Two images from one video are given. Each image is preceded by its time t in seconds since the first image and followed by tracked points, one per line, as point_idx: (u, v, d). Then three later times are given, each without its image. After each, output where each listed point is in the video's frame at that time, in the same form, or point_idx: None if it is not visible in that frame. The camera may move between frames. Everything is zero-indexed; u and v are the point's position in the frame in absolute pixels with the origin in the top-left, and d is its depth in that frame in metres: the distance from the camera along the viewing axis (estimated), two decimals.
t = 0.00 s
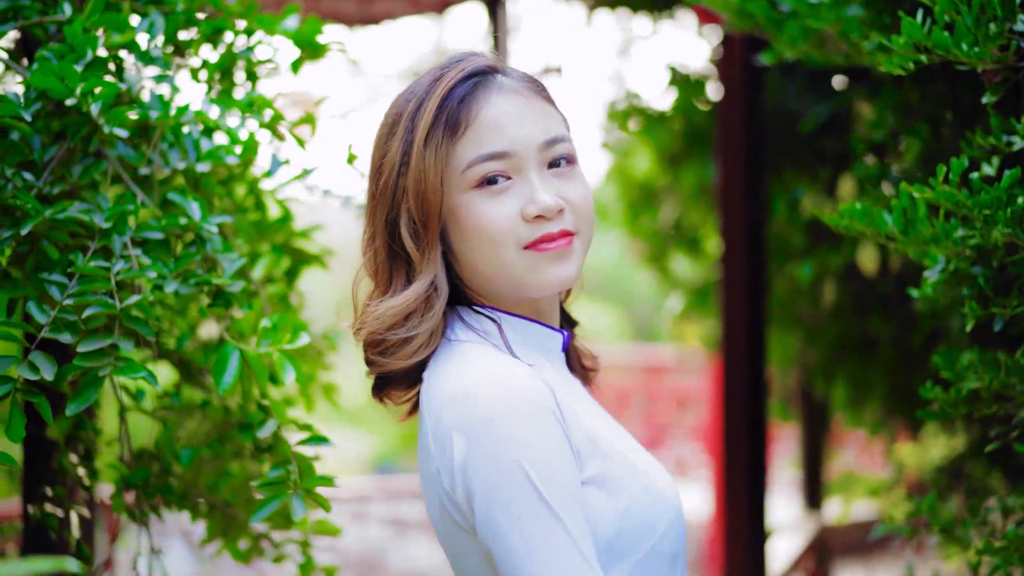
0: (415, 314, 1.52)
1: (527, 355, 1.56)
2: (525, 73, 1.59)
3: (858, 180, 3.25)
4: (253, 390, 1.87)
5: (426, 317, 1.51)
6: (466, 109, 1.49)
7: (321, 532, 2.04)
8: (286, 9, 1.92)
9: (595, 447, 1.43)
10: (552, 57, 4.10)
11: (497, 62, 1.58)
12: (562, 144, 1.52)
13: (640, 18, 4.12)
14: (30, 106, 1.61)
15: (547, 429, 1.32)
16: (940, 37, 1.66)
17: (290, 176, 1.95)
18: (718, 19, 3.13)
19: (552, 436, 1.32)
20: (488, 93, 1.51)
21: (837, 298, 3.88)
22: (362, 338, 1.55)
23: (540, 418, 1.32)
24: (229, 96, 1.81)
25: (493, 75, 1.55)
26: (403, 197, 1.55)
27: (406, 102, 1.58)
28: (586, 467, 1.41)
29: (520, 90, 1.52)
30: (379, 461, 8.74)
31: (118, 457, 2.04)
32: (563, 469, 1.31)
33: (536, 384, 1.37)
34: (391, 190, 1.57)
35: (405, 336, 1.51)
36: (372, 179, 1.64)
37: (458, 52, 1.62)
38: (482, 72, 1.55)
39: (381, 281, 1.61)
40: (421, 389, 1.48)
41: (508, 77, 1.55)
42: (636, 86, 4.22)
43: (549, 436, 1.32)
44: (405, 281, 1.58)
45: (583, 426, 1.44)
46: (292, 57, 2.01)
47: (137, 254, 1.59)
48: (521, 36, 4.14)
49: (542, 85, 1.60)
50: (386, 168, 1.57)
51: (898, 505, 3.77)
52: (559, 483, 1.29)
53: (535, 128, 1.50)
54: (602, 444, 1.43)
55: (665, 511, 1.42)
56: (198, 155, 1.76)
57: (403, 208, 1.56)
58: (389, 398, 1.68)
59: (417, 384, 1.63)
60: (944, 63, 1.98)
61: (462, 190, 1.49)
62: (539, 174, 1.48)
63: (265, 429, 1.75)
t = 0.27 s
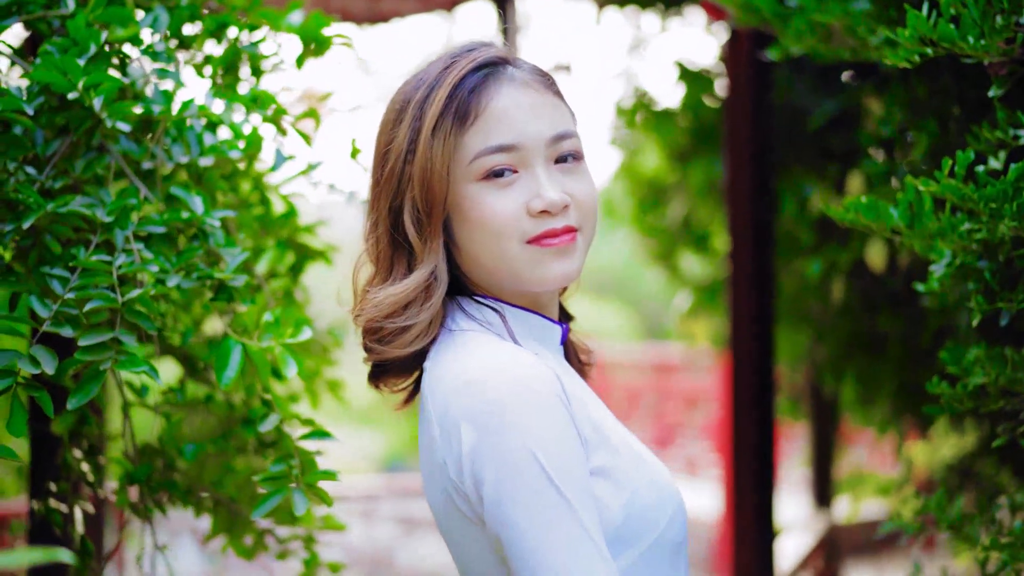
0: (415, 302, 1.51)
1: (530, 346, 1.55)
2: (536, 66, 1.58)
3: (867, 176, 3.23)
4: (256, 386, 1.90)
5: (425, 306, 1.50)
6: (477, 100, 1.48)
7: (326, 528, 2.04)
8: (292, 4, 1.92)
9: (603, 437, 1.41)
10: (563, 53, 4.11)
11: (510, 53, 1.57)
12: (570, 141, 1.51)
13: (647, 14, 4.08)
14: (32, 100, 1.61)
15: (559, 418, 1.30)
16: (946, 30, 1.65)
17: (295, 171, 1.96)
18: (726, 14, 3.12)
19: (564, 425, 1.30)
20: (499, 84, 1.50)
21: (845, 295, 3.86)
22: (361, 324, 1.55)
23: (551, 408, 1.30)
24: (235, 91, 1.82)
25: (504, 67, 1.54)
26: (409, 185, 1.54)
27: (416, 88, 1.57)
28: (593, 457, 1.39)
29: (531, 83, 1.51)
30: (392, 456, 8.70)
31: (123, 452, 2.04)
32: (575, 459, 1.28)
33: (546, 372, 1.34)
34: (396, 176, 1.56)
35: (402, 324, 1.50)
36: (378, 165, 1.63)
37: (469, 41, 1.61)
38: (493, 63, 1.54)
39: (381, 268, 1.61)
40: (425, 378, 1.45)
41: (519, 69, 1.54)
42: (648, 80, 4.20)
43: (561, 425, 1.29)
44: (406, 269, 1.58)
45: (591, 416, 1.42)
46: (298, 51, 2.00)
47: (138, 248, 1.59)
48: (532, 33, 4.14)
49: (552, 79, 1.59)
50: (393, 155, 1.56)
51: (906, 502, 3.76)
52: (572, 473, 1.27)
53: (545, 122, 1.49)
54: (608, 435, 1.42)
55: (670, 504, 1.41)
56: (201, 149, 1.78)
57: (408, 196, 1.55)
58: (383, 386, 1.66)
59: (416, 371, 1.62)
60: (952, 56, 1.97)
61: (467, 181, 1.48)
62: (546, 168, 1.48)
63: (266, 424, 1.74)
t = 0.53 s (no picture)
0: (422, 297, 1.50)
1: (534, 343, 1.54)
2: (552, 65, 1.56)
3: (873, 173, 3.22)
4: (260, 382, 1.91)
5: (430, 303, 1.49)
6: (493, 97, 1.46)
7: (330, 526, 2.04)
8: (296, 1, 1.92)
9: (607, 433, 1.40)
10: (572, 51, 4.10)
11: (527, 50, 1.55)
12: (583, 143, 1.49)
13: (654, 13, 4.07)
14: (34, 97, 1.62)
15: (564, 414, 1.29)
16: (951, 25, 1.65)
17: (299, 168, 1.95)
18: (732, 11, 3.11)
19: (569, 422, 1.29)
20: (516, 82, 1.48)
21: (852, 294, 3.85)
22: (366, 315, 1.53)
23: (556, 404, 1.29)
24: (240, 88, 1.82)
25: (521, 64, 1.51)
26: (419, 178, 1.52)
27: (430, 78, 1.54)
28: (598, 453, 1.38)
29: (548, 83, 1.50)
30: (398, 457, 8.69)
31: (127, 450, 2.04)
32: (580, 456, 1.28)
33: (551, 369, 1.34)
34: (405, 167, 1.53)
35: (408, 319, 1.49)
36: (387, 155, 1.60)
37: (486, 34, 1.58)
38: (510, 59, 1.51)
39: (387, 259, 1.59)
40: (426, 375, 1.45)
41: (536, 67, 1.52)
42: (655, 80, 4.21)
43: (566, 421, 1.29)
44: (412, 262, 1.56)
45: (596, 412, 1.41)
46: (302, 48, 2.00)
47: (139, 244, 1.59)
48: (540, 30, 4.07)
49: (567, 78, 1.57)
50: (404, 145, 1.53)
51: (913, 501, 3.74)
52: (578, 469, 1.27)
53: (559, 122, 1.47)
54: (612, 431, 1.41)
55: (673, 500, 1.41)
56: (204, 146, 1.77)
57: (417, 188, 1.52)
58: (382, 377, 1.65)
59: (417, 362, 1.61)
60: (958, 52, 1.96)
61: (479, 178, 1.46)
62: (558, 170, 1.46)
63: (269, 421, 1.74)
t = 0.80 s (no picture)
0: (434, 298, 1.48)
1: (535, 343, 1.53)
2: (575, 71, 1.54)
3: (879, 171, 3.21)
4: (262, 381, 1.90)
5: (438, 304, 1.48)
6: (517, 100, 1.44)
7: (334, 525, 2.05)
8: None
9: (608, 431, 1.40)
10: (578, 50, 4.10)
11: (552, 55, 1.53)
12: (600, 154, 1.49)
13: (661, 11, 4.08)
14: (37, 95, 1.62)
15: (566, 412, 1.29)
16: (955, 22, 1.64)
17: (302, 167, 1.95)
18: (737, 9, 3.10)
19: (570, 419, 1.29)
20: (540, 87, 1.46)
21: (859, 293, 3.84)
22: (374, 309, 1.51)
23: (558, 402, 1.29)
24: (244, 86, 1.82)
25: (546, 69, 1.50)
26: (436, 175, 1.49)
27: (452, 74, 1.51)
28: (599, 451, 1.38)
29: (571, 90, 1.48)
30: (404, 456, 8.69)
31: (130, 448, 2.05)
32: (582, 454, 1.28)
33: (552, 367, 1.34)
34: (422, 162, 1.51)
35: (419, 321, 1.48)
36: (402, 147, 1.57)
37: (511, 34, 1.56)
38: (535, 62, 1.49)
39: (396, 253, 1.56)
40: (426, 374, 1.45)
41: (560, 73, 1.50)
42: (664, 79, 4.20)
43: (568, 419, 1.29)
44: (423, 259, 1.54)
45: (596, 409, 1.41)
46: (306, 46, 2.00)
47: (141, 242, 1.60)
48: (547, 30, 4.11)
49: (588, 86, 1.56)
50: (422, 140, 1.51)
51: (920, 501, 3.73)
52: (580, 467, 1.26)
53: (579, 131, 1.46)
54: (613, 429, 1.41)
55: (675, 498, 1.41)
56: (207, 144, 1.76)
57: (434, 185, 1.50)
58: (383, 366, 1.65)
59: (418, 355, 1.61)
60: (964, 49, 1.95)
61: (495, 181, 1.45)
62: (573, 180, 1.46)
63: (270, 419, 1.75)
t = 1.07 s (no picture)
0: (457, 308, 1.44)
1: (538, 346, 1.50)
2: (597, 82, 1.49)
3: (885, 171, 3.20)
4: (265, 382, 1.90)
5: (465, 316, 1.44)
6: (538, 110, 1.40)
7: (337, 526, 2.04)
8: None
9: (609, 432, 1.40)
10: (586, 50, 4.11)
11: (576, 62, 1.48)
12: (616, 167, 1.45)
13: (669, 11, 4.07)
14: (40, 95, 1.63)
15: (567, 415, 1.29)
16: (959, 22, 1.64)
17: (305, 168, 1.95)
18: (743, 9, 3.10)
19: (571, 422, 1.29)
20: (563, 98, 1.41)
21: (867, 293, 3.84)
22: (394, 316, 1.45)
23: (559, 404, 1.28)
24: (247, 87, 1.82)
25: (569, 77, 1.45)
26: (453, 181, 1.44)
27: (472, 75, 1.46)
28: (600, 452, 1.38)
29: (592, 103, 1.43)
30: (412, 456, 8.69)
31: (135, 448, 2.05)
32: (583, 456, 1.28)
33: (553, 369, 1.33)
34: (440, 167, 1.45)
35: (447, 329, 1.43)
36: (418, 148, 1.52)
37: (534, 37, 1.51)
38: (559, 70, 1.44)
39: (414, 258, 1.49)
40: (428, 378, 1.45)
41: (582, 83, 1.45)
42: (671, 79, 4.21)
43: (569, 422, 1.28)
44: (444, 269, 1.48)
45: (596, 410, 1.41)
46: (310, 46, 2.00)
47: (144, 242, 1.60)
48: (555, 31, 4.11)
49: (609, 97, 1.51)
50: (441, 143, 1.45)
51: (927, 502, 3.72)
52: (581, 469, 1.26)
53: (597, 144, 1.42)
54: (614, 430, 1.41)
55: (676, 497, 1.41)
56: (210, 145, 1.77)
57: (451, 191, 1.45)
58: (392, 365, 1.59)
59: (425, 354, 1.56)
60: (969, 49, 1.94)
61: (510, 191, 1.41)
62: (586, 193, 1.42)
63: (273, 419, 1.76)
